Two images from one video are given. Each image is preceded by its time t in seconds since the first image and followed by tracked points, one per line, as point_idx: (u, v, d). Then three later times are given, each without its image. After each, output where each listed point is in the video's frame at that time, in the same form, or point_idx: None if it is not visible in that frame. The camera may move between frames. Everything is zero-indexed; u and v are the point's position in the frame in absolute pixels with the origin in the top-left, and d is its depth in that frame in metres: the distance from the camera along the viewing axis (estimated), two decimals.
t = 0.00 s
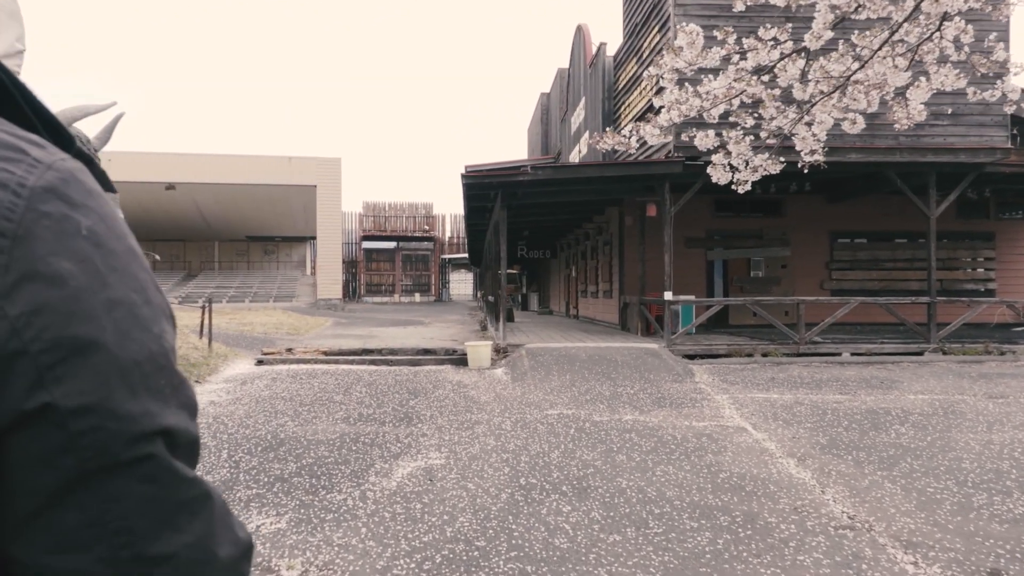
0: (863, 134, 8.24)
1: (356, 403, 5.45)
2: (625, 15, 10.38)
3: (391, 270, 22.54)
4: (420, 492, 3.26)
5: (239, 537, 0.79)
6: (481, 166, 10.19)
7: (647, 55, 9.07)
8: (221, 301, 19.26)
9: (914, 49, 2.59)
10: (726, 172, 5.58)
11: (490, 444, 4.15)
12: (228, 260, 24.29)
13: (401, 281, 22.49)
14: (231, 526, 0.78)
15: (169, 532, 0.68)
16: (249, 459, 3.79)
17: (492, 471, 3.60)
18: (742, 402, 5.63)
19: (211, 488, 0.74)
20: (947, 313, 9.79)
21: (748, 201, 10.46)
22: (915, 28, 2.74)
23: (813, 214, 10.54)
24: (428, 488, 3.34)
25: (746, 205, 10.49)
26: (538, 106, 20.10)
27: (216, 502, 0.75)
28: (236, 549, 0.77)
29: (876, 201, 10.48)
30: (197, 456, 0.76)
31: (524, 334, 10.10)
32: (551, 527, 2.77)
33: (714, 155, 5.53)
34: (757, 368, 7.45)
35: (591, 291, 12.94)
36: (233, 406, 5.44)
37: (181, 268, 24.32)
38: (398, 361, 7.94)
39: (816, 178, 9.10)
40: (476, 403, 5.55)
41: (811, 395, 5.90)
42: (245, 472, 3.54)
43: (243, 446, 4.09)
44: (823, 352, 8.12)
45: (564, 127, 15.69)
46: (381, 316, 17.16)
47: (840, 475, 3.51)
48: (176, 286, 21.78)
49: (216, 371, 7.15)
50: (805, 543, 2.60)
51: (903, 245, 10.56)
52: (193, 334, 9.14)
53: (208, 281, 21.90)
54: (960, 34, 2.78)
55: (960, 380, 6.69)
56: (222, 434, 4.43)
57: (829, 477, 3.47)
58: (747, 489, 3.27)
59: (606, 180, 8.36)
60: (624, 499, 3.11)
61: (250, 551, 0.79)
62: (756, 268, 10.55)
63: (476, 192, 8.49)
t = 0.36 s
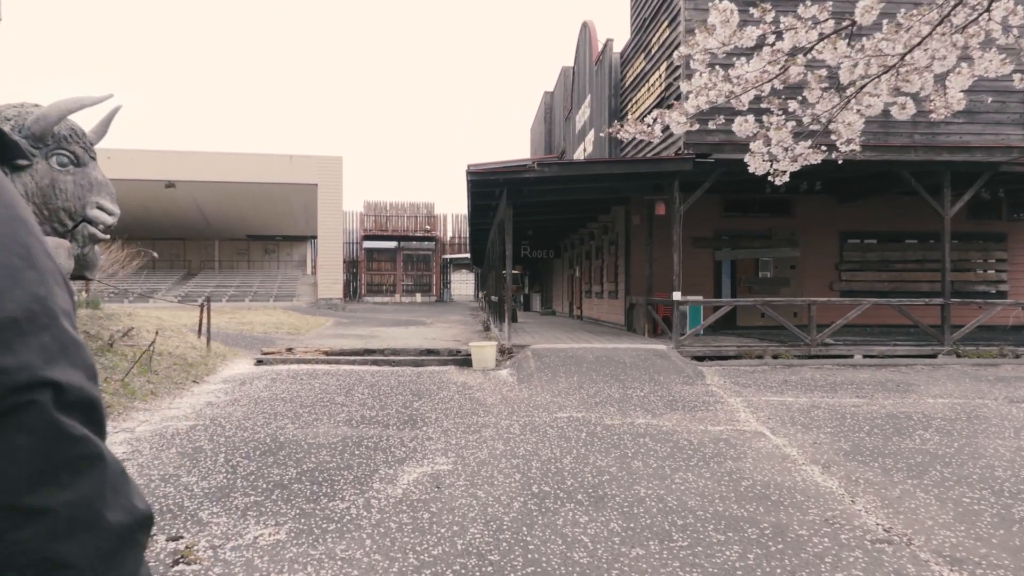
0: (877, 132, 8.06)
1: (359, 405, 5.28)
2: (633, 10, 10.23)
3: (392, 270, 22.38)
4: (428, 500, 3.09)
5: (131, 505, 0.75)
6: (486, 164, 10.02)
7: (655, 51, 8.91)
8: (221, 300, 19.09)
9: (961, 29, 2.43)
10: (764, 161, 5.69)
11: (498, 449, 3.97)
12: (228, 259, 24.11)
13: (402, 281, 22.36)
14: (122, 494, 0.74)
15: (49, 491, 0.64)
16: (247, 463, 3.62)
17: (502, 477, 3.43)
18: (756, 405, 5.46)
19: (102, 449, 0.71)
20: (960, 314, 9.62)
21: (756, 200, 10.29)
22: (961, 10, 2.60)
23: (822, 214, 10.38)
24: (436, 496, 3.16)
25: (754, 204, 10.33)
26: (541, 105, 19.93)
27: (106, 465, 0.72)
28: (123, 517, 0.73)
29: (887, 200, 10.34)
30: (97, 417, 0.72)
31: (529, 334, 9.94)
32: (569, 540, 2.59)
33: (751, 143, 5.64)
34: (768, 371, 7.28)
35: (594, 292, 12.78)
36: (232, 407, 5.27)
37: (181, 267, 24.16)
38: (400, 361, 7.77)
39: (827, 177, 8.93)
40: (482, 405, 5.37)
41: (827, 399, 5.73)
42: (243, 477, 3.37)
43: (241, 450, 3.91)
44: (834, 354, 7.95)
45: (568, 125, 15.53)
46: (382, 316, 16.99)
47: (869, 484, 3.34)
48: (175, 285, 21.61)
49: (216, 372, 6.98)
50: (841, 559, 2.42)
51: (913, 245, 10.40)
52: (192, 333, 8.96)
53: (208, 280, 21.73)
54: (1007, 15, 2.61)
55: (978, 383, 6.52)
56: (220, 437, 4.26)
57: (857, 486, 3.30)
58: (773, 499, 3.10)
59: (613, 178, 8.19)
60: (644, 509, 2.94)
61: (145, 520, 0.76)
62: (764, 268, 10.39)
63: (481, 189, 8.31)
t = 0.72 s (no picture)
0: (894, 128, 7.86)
1: (364, 410, 5.08)
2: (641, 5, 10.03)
3: (394, 270, 22.20)
4: (442, 516, 2.90)
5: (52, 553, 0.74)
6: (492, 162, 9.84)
7: (665, 46, 8.72)
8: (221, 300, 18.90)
9: None
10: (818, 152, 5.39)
11: (512, 459, 3.78)
12: (229, 259, 23.94)
13: (404, 282, 22.17)
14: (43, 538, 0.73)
15: None
16: (248, 476, 3.42)
17: (519, 491, 3.23)
18: (776, 411, 5.25)
19: (13, 482, 0.70)
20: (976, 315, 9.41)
21: (766, 198, 10.10)
22: None
23: (834, 213, 10.18)
24: (450, 512, 2.96)
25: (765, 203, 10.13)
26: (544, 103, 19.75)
27: (18, 502, 0.70)
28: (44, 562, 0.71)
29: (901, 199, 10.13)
30: (6, 445, 0.74)
31: (535, 336, 9.75)
32: (597, 564, 2.38)
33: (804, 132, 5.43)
34: (784, 374, 7.09)
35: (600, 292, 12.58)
36: (233, 413, 5.08)
37: (182, 267, 23.98)
38: (405, 364, 7.57)
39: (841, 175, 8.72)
40: (492, 410, 5.17)
41: (849, 404, 5.52)
42: (246, 491, 3.18)
43: (243, 460, 3.72)
44: (851, 356, 7.75)
45: (572, 123, 15.34)
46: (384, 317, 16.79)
47: (909, 498, 3.14)
48: (175, 285, 21.42)
49: (216, 375, 6.80)
50: None
51: (926, 245, 10.20)
52: (192, 335, 8.76)
53: (208, 281, 21.56)
54: None
55: (1003, 387, 6.30)
56: (220, 446, 4.06)
57: (898, 501, 3.10)
58: (811, 516, 2.89)
59: (623, 175, 7.99)
60: (674, 528, 2.74)
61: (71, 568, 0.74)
62: (775, 268, 10.19)
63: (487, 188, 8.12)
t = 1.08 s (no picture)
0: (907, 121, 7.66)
1: (366, 412, 4.89)
2: None
3: (394, 270, 22.01)
4: (446, 527, 2.70)
5: (16, 479, 0.79)
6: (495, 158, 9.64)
7: (671, 39, 8.52)
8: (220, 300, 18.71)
9: None
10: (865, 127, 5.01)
11: (521, 464, 3.58)
12: (228, 258, 23.76)
13: (404, 281, 22.00)
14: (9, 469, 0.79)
15: None
16: (241, 483, 3.22)
17: (530, 499, 3.03)
18: (792, 412, 5.06)
19: None
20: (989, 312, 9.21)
21: (774, 194, 9.89)
22: None
23: (843, 209, 9.98)
24: (456, 522, 2.77)
25: (773, 199, 9.93)
26: (546, 101, 19.53)
27: None
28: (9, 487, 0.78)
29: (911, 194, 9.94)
30: None
31: (539, 335, 9.55)
32: None
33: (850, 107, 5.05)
34: (796, 373, 6.89)
35: (604, 290, 12.38)
36: (229, 415, 4.88)
37: (181, 267, 23.78)
38: (406, 364, 7.38)
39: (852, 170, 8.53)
40: (498, 412, 4.98)
41: (866, 405, 5.33)
42: (239, 499, 2.98)
43: (236, 465, 3.52)
44: (863, 355, 7.55)
45: (575, 120, 15.16)
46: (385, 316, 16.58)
47: (946, 506, 2.94)
48: (174, 285, 21.23)
49: (212, 376, 6.60)
50: None
51: (937, 242, 10.01)
52: (188, 335, 8.57)
53: (207, 281, 21.37)
54: None
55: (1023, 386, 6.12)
56: (214, 450, 3.87)
57: (933, 509, 2.91)
58: (843, 526, 2.70)
59: (629, 170, 7.80)
60: (699, 540, 2.54)
61: (31, 499, 0.79)
62: (783, 265, 9.99)
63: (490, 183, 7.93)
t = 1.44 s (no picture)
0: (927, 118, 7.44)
1: (370, 422, 4.68)
2: None
3: (398, 271, 21.81)
4: (458, 553, 2.50)
5: None
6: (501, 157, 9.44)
7: (682, 34, 8.32)
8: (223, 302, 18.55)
9: None
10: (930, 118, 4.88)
11: (535, 480, 3.38)
12: (232, 259, 23.63)
13: (409, 282, 21.85)
14: None
15: None
16: (237, 502, 3.02)
17: (547, 520, 2.83)
18: (815, 420, 4.85)
19: None
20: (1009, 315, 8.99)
21: (787, 193, 9.67)
22: None
23: (858, 209, 9.75)
24: (468, 547, 2.57)
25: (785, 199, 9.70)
26: (552, 100, 19.31)
27: None
28: None
29: (927, 193, 9.72)
30: None
31: (546, 338, 9.34)
32: None
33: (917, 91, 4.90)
34: (813, 378, 6.68)
35: (612, 292, 12.17)
36: (228, 424, 4.68)
37: (184, 268, 23.61)
38: (412, 368, 7.18)
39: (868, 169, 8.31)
40: (508, 420, 4.79)
41: (890, 412, 5.12)
42: (235, 521, 2.78)
43: (234, 482, 3.32)
44: (882, 359, 7.34)
45: (582, 118, 14.95)
46: (390, 318, 16.41)
47: (995, 528, 2.74)
48: (177, 287, 21.07)
49: (212, 382, 6.40)
50: None
51: (954, 242, 9.79)
52: (188, 339, 8.38)
53: (210, 282, 21.20)
54: None
55: None
56: (211, 464, 3.66)
57: (982, 532, 2.71)
58: (889, 554, 2.49)
59: (640, 169, 7.57)
60: (735, 569, 2.33)
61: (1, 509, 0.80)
62: (796, 266, 9.76)
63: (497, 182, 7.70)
